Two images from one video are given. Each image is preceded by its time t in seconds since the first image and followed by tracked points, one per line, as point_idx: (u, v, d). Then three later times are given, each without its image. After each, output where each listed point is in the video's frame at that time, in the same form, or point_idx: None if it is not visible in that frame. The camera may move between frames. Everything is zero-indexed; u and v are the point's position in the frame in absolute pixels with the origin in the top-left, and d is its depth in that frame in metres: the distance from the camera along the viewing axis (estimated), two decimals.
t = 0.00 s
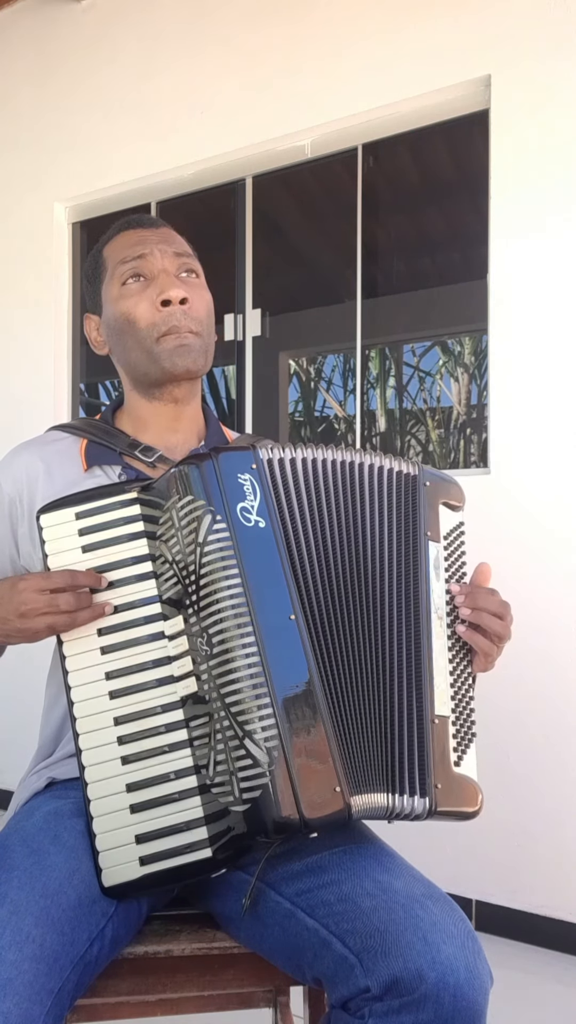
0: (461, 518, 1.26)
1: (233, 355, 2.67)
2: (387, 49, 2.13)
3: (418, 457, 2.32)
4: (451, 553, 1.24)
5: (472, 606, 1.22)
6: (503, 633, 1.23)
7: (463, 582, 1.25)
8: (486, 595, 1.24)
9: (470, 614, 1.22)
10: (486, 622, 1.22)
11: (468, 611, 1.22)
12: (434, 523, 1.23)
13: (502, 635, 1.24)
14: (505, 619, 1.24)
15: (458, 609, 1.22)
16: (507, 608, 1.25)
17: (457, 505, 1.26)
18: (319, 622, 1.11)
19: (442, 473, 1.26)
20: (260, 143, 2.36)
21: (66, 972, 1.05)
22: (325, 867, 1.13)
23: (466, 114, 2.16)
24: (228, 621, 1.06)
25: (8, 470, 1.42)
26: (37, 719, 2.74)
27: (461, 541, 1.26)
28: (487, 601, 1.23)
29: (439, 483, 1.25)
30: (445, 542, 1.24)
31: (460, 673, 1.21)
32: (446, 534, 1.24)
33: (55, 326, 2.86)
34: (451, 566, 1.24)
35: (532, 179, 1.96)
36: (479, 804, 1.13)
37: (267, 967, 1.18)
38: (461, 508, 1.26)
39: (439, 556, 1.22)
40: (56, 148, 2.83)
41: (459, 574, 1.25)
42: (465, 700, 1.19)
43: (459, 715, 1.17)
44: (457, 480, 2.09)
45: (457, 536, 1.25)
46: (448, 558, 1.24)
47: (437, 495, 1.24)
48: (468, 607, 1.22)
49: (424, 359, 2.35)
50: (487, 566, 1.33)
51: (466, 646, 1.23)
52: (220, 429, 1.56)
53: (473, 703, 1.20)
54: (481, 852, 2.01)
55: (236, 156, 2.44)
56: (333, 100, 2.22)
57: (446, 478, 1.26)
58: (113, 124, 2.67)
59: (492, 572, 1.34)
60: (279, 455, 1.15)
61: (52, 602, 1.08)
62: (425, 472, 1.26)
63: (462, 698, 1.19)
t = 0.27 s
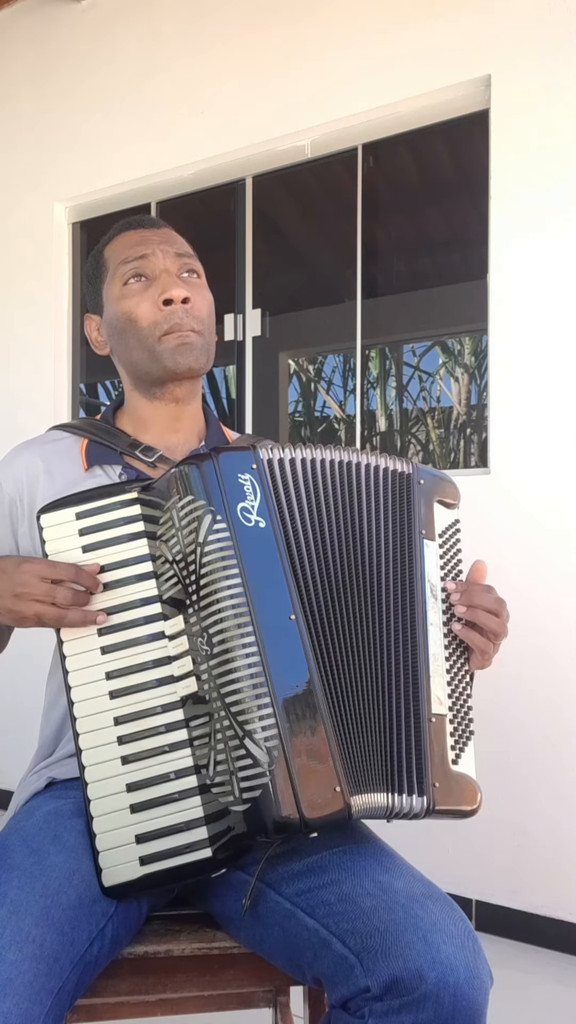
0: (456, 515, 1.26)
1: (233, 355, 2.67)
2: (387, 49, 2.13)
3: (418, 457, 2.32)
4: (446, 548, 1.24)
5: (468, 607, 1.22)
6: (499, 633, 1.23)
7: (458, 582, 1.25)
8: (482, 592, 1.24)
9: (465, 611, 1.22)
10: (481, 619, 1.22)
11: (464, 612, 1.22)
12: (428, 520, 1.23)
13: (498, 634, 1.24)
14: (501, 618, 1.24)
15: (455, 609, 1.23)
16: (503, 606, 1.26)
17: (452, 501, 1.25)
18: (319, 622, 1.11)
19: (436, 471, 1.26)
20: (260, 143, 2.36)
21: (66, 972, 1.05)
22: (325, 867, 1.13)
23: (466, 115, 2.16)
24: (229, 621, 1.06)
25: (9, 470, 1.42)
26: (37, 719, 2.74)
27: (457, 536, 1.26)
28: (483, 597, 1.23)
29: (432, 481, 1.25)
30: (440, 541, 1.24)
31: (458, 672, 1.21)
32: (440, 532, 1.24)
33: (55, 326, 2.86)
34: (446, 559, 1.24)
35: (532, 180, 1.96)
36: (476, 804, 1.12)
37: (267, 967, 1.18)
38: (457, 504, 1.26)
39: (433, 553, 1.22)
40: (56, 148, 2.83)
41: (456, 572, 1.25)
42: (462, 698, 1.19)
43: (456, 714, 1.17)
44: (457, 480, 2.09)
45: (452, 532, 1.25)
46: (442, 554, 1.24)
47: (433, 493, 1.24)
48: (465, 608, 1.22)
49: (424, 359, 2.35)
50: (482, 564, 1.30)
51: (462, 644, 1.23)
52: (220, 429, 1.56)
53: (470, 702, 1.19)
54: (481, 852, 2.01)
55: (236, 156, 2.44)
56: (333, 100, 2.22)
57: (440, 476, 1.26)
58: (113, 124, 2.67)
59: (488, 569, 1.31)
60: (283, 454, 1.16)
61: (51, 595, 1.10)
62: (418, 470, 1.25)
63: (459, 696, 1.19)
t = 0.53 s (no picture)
0: (452, 513, 1.25)
1: (232, 355, 2.67)
2: (387, 49, 2.13)
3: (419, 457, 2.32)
4: (443, 546, 1.24)
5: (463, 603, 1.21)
6: (494, 627, 1.23)
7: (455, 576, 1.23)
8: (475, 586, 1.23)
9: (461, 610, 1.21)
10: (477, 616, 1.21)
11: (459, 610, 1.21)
12: (423, 518, 1.22)
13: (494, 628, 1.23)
14: (496, 613, 1.23)
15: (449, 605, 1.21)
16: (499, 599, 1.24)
17: (447, 498, 1.24)
18: (319, 622, 1.11)
19: (429, 466, 1.25)
20: (260, 143, 2.37)
21: (66, 972, 1.05)
22: (325, 866, 1.13)
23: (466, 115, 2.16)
24: (229, 621, 1.06)
25: (9, 469, 1.42)
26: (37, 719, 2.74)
27: (452, 533, 1.25)
28: (476, 592, 1.22)
29: (427, 480, 1.23)
30: (436, 537, 1.23)
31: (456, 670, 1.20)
32: (437, 528, 1.23)
33: (55, 326, 2.86)
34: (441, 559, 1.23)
35: (532, 180, 1.96)
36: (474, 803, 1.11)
37: (267, 967, 1.18)
38: (452, 501, 1.25)
39: (430, 551, 1.21)
40: (56, 148, 2.83)
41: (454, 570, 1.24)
42: (461, 695, 1.18)
43: (455, 711, 1.16)
44: (457, 480, 2.09)
45: (449, 531, 1.24)
46: (439, 551, 1.23)
47: (428, 491, 1.23)
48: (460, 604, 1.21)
49: (424, 359, 2.35)
50: (479, 563, 1.30)
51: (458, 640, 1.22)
52: (220, 429, 1.56)
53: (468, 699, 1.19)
54: (480, 852, 2.01)
55: (236, 156, 2.44)
56: (333, 100, 2.22)
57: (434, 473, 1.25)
58: (113, 124, 2.67)
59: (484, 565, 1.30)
60: (288, 455, 1.16)
61: (51, 592, 1.10)
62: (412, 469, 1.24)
63: (458, 694, 1.18)
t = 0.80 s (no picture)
0: (445, 508, 1.25)
1: (232, 355, 2.67)
2: (386, 49, 2.13)
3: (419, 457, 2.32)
4: (436, 543, 1.24)
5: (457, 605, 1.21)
6: (490, 625, 1.23)
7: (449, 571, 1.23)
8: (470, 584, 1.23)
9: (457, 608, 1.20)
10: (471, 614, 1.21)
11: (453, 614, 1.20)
12: (415, 515, 1.22)
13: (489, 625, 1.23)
14: (491, 610, 1.23)
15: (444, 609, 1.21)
16: (492, 595, 1.24)
17: (440, 494, 1.24)
18: (319, 622, 1.11)
19: (419, 464, 1.25)
20: (260, 143, 2.37)
21: (66, 972, 1.05)
22: (325, 866, 1.13)
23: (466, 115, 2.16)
24: (228, 621, 1.06)
25: (9, 469, 1.42)
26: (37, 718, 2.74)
27: (447, 529, 1.25)
28: (472, 590, 1.22)
29: (419, 477, 1.24)
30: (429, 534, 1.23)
31: (452, 668, 1.20)
32: (431, 525, 1.23)
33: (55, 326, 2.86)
34: (437, 557, 1.24)
35: (532, 179, 1.96)
36: (476, 797, 1.12)
37: (267, 967, 1.18)
38: (445, 497, 1.25)
39: (423, 549, 1.21)
40: (56, 148, 2.83)
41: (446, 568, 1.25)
42: (458, 693, 1.18)
43: (452, 709, 1.16)
44: (457, 480, 2.09)
45: (442, 525, 1.24)
46: (433, 549, 1.23)
47: (420, 488, 1.23)
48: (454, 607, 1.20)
49: (425, 359, 2.35)
50: (477, 557, 1.31)
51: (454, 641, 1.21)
52: (220, 429, 1.56)
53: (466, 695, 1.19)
54: (481, 852, 2.01)
55: (236, 156, 2.44)
56: (333, 100, 2.22)
57: (423, 470, 1.25)
58: (113, 124, 2.67)
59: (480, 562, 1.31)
60: (283, 455, 1.16)
61: (54, 591, 1.08)
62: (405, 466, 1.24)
63: (455, 691, 1.18)
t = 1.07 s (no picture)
0: (439, 505, 1.24)
1: (232, 355, 2.67)
2: (387, 49, 2.13)
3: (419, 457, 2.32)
4: (431, 539, 1.22)
5: (452, 607, 1.19)
6: (487, 624, 1.21)
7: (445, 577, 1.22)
8: (464, 588, 1.22)
9: (451, 609, 1.19)
10: (467, 613, 1.19)
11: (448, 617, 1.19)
12: (409, 513, 1.21)
13: (487, 623, 1.22)
14: (488, 607, 1.22)
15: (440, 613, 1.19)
16: (486, 591, 1.23)
17: (434, 490, 1.23)
18: (319, 622, 1.10)
19: (413, 460, 1.24)
20: (260, 143, 2.37)
21: (66, 972, 1.05)
22: (324, 866, 1.13)
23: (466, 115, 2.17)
24: (228, 621, 1.06)
25: (8, 468, 1.42)
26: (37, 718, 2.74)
27: (441, 525, 1.23)
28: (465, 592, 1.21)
29: (412, 474, 1.22)
30: (424, 532, 1.22)
31: (451, 666, 1.19)
32: (424, 521, 1.22)
33: (55, 326, 2.86)
34: (431, 559, 1.22)
35: (533, 179, 1.96)
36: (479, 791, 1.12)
37: (267, 967, 1.18)
38: (439, 492, 1.24)
39: (418, 546, 1.20)
40: (56, 147, 2.83)
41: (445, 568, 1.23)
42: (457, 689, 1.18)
43: (451, 706, 1.16)
44: (458, 480, 2.09)
45: (436, 523, 1.22)
46: (428, 545, 1.21)
47: (412, 485, 1.22)
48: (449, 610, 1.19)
49: (425, 358, 2.35)
50: (475, 564, 1.30)
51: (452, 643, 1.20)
52: (220, 429, 1.56)
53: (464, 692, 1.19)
54: (481, 852, 2.01)
55: (236, 156, 2.44)
56: (332, 100, 2.22)
57: (417, 466, 1.23)
58: (113, 124, 2.67)
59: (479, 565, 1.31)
60: (288, 453, 1.16)
61: (55, 592, 1.09)
62: (395, 463, 1.22)
63: (454, 689, 1.17)
